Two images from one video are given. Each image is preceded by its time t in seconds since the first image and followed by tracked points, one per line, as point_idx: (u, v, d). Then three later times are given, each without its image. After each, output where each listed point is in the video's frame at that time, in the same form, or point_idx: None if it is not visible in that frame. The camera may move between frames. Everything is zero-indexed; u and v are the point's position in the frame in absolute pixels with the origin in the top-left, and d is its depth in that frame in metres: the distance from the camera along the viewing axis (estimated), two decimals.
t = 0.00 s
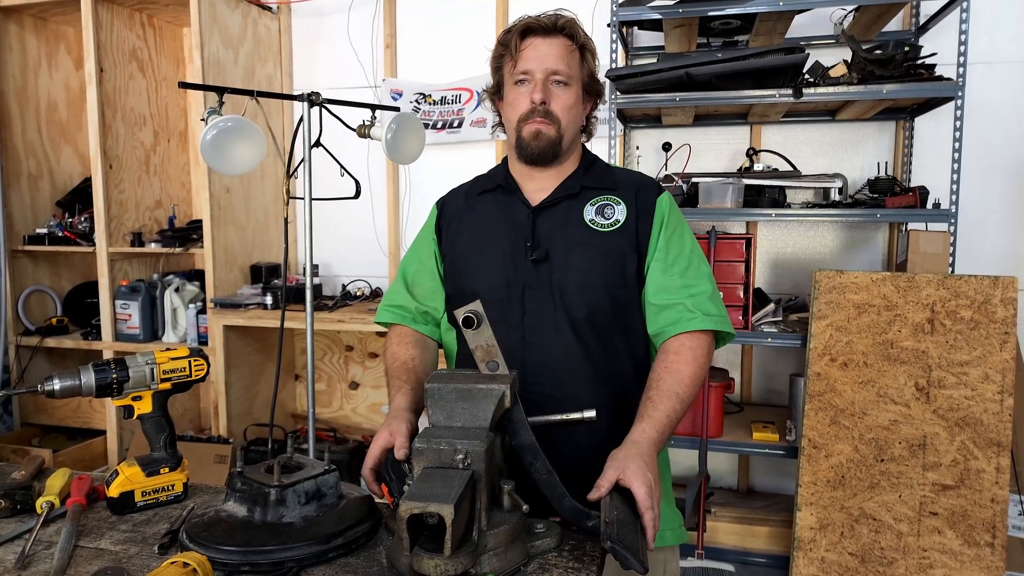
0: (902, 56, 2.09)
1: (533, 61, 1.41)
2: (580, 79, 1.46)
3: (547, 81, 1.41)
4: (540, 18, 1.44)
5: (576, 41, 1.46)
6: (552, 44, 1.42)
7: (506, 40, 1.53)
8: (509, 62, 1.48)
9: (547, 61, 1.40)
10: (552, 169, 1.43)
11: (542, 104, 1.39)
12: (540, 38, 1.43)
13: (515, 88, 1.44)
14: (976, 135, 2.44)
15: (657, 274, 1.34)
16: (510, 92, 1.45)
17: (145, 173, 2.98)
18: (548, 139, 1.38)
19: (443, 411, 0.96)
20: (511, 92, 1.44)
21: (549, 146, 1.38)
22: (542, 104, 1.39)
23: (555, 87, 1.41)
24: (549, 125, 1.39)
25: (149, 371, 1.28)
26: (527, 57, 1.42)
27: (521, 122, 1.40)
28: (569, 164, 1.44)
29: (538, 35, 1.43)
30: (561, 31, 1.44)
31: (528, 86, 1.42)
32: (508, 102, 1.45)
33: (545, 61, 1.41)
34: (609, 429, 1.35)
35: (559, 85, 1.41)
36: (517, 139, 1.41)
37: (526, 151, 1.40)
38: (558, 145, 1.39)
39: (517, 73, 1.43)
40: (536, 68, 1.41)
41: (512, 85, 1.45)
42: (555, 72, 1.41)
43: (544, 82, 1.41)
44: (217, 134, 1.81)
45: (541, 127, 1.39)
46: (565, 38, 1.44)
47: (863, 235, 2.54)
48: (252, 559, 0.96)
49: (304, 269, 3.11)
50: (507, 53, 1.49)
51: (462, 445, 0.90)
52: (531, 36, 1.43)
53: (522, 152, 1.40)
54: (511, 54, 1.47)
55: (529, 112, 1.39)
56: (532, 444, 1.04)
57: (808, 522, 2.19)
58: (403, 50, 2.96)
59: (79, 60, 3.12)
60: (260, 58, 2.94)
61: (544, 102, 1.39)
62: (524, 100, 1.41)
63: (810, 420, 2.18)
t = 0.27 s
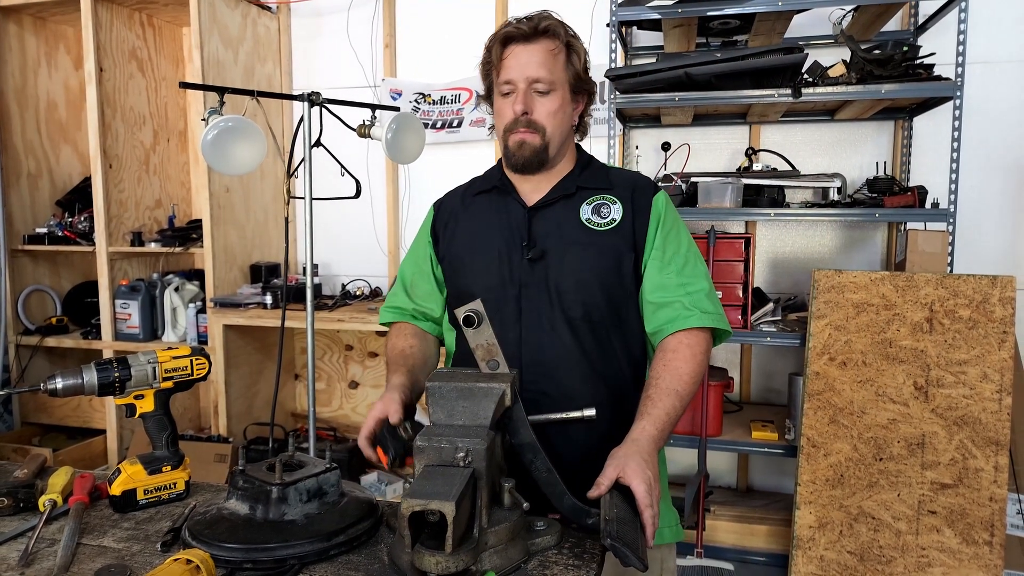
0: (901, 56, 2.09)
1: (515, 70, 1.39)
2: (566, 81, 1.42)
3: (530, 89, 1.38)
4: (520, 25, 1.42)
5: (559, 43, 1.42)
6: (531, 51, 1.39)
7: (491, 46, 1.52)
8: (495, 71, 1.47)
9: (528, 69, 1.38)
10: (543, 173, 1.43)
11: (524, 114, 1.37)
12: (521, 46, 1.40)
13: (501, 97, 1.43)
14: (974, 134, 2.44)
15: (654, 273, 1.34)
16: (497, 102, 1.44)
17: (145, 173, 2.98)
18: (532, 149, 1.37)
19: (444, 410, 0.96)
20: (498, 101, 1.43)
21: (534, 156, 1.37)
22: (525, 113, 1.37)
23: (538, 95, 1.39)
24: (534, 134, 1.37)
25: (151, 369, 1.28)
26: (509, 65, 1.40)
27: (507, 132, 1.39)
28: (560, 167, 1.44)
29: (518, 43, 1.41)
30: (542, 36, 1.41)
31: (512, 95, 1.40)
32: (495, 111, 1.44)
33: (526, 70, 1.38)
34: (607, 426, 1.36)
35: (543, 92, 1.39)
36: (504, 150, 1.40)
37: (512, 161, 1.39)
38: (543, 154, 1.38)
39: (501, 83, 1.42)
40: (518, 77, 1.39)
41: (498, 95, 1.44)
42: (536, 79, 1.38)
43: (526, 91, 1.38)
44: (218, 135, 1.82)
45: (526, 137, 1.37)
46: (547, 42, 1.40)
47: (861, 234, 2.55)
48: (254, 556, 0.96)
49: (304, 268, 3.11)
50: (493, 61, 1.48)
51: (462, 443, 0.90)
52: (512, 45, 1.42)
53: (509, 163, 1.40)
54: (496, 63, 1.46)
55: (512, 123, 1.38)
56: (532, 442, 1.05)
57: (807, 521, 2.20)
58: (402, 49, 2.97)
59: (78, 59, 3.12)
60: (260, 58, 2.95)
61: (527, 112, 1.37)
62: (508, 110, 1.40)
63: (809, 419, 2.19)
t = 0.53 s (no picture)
0: (901, 55, 2.10)
1: (502, 77, 1.39)
2: (555, 82, 1.42)
3: (518, 96, 1.39)
4: (503, 30, 1.40)
5: (544, 45, 1.40)
6: (516, 57, 1.38)
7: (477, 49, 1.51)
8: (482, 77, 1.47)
9: (514, 76, 1.38)
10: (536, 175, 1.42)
11: (513, 122, 1.38)
12: (505, 53, 1.40)
13: (490, 104, 1.43)
14: (973, 134, 2.45)
15: (654, 272, 1.34)
16: (487, 109, 1.45)
17: (145, 172, 2.98)
18: (525, 155, 1.38)
19: (446, 408, 0.97)
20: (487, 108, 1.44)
21: (526, 162, 1.38)
22: (514, 121, 1.38)
23: (526, 101, 1.39)
24: (523, 141, 1.38)
25: (153, 368, 1.28)
26: (495, 72, 1.40)
27: (497, 139, 1.40)
28: (554, 167, 1.44)
29: (502, 49, 1.40)
30: (526, 39, 1.40)
31: (501, 102, 1.41)
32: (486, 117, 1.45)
33: (512, 77, 1.38)
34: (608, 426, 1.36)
35: (531, 97, 1.39)
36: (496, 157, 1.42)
37: (504, 169, 1.40)
38: (535, 159, 1.38)
39: (489, 90, 1.42)
40: (505, 85, 1.39)
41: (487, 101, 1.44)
42: (523, 87, 1.38)
43: (515, 98, 1.39)
44: (219, 134, 1.82)
45: (516, 144, 1.39)
46: (531, 47, 1.39)
47: (861, 233, 2.55)
48: (258, 553, 0.97)
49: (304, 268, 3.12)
50: (479, 66, 1.47)
51: (465, 441, 0.91)
52: (496, 52, 1.41)
53: (501, 170, 1.41)
54: (482, 69, 1.45)
55: (501, 131, 1.39)
56: (534, 440, 1.05)
57: (806, 519, 2.20)
58: (402, 49, 2.97)
59: (78, 59, 3.12)
60: (259, 57, 2.95)
61: (514, 119, 1.38)
62: (498, 118, 1.41)
63: (809, 418, 2.20)
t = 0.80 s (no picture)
0: (898, 55, 2.11)
1: (491, 80, 1.38)
2: (545, 82, 1.41)
3: (509, 98, 1.38)
4: (489, 32, 1.38)
5: (531, 46, 1.39)
6: (504, 58, 1.37)
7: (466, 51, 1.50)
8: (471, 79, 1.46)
9: (503, 78, 1.37)
10: (531, 176, 1.43)
11: (505, 124, 1.38)
12: (493, 55, 1.38)
13: (480, 107, 1.42)
14: (971, 133, 2.45)
15: (651, 268, 1.35)
16: (477, 112, 1.43)
17: (144, 172, 2.98)
18: (519, 157, 1.37)
19: (445, 407, 0.97)
20: (479, 111, 1.43)
21: (519, 164, 1.38)
22: (506, 124, 1.37)
23: (517, 102, 1.38)
24: (517, 143, 1.37)
25: (153, 368, 1.28)
26: (484, 74, 1.39)
27: (490, 143, 1.39)
28: (549, 166, 1.44)
29: (490, 51, 1.38)
30: (514, 40, 1.38)
31: (491, 105, 1.40)
32: (478, 120, 1.44)
33: (502, 79, 1.37)
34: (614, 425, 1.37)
35: (522, 99, 1.38)
36: (490, 160, 1.41)
37: (498, 171, 1.40)
38: (530, 159, 1.38)
39: (478, 93, 1.41)
40: (494, 87, 1.37)
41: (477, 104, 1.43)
42: (513, 88, 1.37)
43: (505, 100, 1.38)
44: (219, 134, 1.82)
45: (509, 146, 1.38)
46: (519, 47, 1.38)
47: (860, 232, 2.56)
48: (258, 552, 0.97)
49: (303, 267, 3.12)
50: (468, 68, 1.46)
51: (464, 440, 0.91)
52: (484, 54, 1.39)
53: (496, 172, 1.41)
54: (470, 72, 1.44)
55: (493, 134, 1.38)
56: (533, 439, 1.05)
57: (805, 518, 2.21)
58: (401, 48, 2.97)
59: (77, 59, 3.12)
60: (258, 57, 2.95)
61: (506, 122, 1.37)
62: (489, 121, 1.40)
63: (808, 416, 2.20)
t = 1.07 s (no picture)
0: (897, 53, 2.10)
1: (482, 72, 1.37)
2: (535, 73, 1.40)
3: (501, 90, 1.37)
4: (478, 24, 1.37)
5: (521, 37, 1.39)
6: (495, 49, 1.36)
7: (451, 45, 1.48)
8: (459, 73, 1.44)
9: (495, 70, 1.36)
10: (524, 175, 1.42)
11: (500, 117, 1.37)
12: (483, 47, 1.37)
13: (470, 101, 1.41)
14: (969, 131, 2.45)
15: (653, 259, 1.38)
16: (467, 106, 1.42)
17: (141, 171, 2.97)
18: (515, 150, 1.36)
19: (442, 406, 0.96)
20: (469, 106, 1.41)
21: (516, 157, 1.37)
22: (501, 116, 1.36)
23: (510, 94, 1.37)
24: (512, 136, 1.36)
25: (149, 367, 1.28)
26: (475, 67, 1.38)
27: (484, 138, 1.38)
28: (541, 161, 1.43)
29: (479, 43, 1.37)
30: (503, 31, 1.38)
31: (483, 98, 1.39)
32: (468, 116, 1.42)
33: (493, 71, 1.36)
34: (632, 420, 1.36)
35: (514, 90, 1.37)
36: (484, 155, 1.39)
37: (494, 166, 1.38)
38: (526, 152, 1.37)
39: (469, 87, 1.40)
40: (487, 79, 1.37)
41: (467, 98, 1.41)
42: (506, 79, 1.36)
43: (498, 92, 1.37)
44: (215, 132, 1.81)
45: (506, 140, 1.37)
46: (509, 38, 1.37)
47: (858, 231, 2.56)
48: (254, 552, 0.96)
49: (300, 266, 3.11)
50: (454, 62, 1.44)
51: (461, 439, 0.91)
52: (473, 47, 1.38)
53: (491, 168, 1.39)
54: (458, 66, 1.42)
55: (489, 129, 1.37)
56: (531, 438, 1.04)
57: (804, 517, 2.20)
58: (399, 47, 2.96)
59: (75, 58, 3.12)
60: (256, 56, 2.94)
61: (501, 114, 1.36)
62: (482, 114, 1.38)
63: (807, 416, 2.20)
